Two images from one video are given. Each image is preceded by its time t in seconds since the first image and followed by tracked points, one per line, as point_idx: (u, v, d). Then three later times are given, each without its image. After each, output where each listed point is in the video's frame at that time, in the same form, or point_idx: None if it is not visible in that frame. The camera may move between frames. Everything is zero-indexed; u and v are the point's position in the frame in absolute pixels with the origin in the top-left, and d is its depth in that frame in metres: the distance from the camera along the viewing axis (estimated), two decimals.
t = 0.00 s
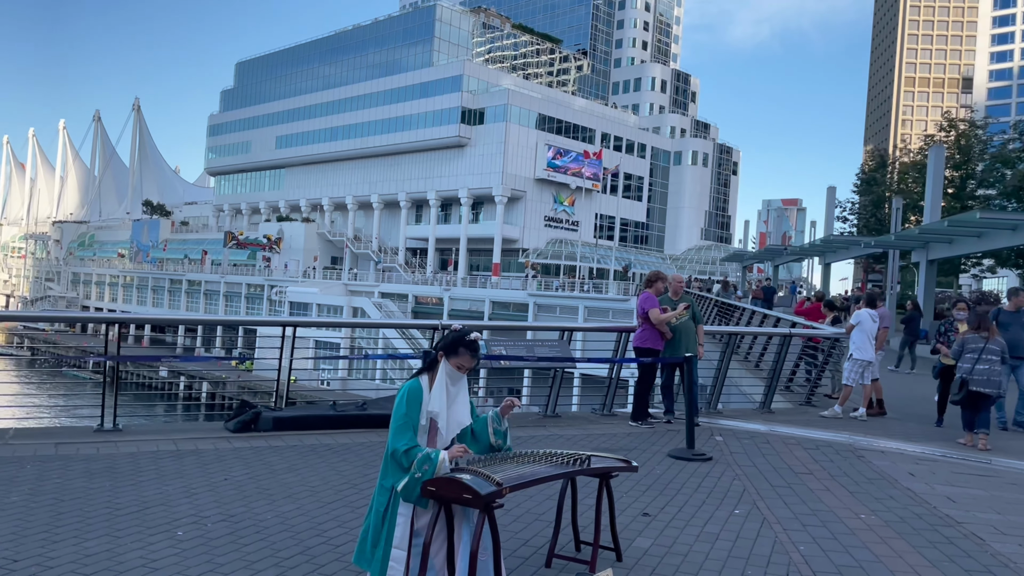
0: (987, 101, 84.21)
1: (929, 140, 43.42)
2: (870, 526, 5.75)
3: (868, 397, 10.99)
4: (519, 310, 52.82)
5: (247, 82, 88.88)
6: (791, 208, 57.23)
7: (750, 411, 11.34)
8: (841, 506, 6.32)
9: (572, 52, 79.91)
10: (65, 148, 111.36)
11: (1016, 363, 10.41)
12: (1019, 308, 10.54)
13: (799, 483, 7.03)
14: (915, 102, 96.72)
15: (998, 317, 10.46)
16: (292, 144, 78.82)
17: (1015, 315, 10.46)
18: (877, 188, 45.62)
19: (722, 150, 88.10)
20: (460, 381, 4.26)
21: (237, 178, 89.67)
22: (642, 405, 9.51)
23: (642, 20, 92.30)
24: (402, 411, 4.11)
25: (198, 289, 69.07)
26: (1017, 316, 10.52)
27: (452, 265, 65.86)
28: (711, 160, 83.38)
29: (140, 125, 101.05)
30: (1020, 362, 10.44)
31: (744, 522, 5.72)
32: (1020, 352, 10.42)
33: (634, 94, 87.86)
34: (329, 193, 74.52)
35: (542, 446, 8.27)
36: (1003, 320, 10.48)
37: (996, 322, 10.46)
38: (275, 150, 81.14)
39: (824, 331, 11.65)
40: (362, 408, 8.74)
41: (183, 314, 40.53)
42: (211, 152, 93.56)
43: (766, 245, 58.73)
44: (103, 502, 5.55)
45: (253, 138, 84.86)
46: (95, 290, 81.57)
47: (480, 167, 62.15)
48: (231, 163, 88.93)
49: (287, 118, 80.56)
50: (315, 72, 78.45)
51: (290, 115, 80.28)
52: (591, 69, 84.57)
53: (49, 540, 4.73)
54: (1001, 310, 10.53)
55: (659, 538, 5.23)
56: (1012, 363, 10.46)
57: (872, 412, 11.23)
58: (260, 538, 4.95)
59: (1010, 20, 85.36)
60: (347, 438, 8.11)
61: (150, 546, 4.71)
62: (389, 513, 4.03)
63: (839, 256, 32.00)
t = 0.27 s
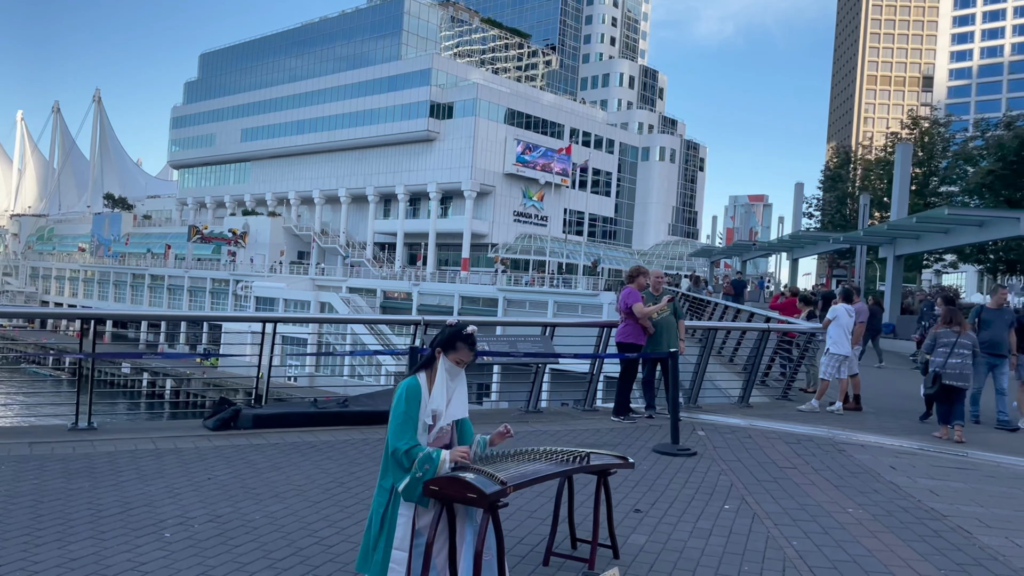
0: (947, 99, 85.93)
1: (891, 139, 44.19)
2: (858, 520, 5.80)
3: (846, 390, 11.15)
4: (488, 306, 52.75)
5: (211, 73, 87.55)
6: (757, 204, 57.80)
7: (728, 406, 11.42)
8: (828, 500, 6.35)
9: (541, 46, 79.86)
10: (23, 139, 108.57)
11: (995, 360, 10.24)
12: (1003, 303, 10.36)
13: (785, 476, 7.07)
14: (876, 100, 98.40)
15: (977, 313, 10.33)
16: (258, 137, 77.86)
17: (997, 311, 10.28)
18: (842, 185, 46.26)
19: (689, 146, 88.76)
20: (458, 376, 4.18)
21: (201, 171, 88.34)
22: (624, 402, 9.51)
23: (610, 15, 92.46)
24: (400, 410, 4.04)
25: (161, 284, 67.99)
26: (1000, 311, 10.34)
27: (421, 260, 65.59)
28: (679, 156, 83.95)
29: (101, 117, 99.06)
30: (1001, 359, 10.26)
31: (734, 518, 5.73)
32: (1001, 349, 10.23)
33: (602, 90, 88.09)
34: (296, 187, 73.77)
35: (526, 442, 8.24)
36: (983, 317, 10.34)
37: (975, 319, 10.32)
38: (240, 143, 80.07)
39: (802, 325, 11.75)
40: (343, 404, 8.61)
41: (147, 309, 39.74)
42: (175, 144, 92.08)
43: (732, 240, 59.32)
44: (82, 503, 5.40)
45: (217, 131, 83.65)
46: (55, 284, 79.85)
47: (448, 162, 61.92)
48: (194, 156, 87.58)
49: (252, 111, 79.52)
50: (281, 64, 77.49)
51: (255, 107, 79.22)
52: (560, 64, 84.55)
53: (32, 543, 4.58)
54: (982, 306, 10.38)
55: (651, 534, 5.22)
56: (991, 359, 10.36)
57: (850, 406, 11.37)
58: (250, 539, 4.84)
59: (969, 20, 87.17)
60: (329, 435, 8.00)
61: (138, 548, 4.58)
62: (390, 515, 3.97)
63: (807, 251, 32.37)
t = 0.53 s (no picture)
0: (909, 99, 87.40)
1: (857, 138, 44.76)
2: (853, 516, 5.84)
3: (827, 386, 11.26)
4: (458, 302, 52.54)
5: (175, 66, 86.14)
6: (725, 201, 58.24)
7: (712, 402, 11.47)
8: (820, 496, 6.40)
9: (510, 43, 79.71)
10: None
11: (980, 357, 10.15)
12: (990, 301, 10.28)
13: (775, 473, 7.11)
14: (841, 99, 99.78)
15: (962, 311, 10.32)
16: (224, 131, 76.79)
17: (981, 307, 10.22)
18: (809, 183, 46.79)
19: (657, 143, 89.24)
20: (460, 373, 4.10)
21: (165, 166, 86.91)
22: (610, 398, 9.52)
23: (579, 12, 92.59)
24: (403, 411, 3.95)
25: (124, 281, 66.73)
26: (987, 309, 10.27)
27: (390, 256, 65.17)
28: (648, 153, 84.36)
29: (61, 110, 96.96)
30: (988, 356, 10.14)
31: (732, 515, 5.74)
32: (986, 345, 10.13)
33: (571, 87, 88.21)
34: (263, 182, 72.81)
35: (516, 440, 8.19)
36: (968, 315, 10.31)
37: (959, 317, 10.30)
38: (205, 137, 78.92)
39: (781, 322, 11.83)
40: (329, 403, 8.48)
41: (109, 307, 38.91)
42: (138, 138, 90.47)
43: (701, 237, 59.75)
44: (71, 507, 5.25)
45: (181, 125, 82.33)
46: (13, 281, 78.02)
47: (418, 157, 61.59)
48: (158, 150, 86.12)
49: (217, 105, 78.39)
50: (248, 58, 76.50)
51: (221, 102, 78.12)
52: (529, 61, 84.46)
53: (22, 550, 4.43)
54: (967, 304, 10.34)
55: (651, 532, 5.21)
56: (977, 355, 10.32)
57: (830, 402, 11.50)
58: (247, 542, 4.74)
59: (930, 21, 88.73)
60: (315, 435, 7.89)
61: (133, 554, 4.45)
62: (397, 517, 3.89)
63: (777, 249, 32.62)
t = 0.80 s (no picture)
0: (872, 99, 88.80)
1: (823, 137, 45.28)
2: (849, 514, 5.87)
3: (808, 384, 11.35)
4: (428, 300, 52.32)
5: (137, 60, 84.59)
6: (694, 198, 58.62)
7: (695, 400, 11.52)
8: (814, 495, 6.43)
9: (480, 40, 79.46)
10: None
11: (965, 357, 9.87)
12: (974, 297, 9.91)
13: (766, 472, 7.14)
14: (806, 98, 101.05)
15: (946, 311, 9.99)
16: (188, 127, 75.60)
17: (964, 306, 9.85)
18: (776, 182, 47.25)
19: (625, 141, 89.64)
20: (468, 374, 3.97)
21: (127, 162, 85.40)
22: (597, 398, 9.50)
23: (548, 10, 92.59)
24: (410, 415, 3.82)
25: (86, 279, 65.47)
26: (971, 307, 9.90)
27: (359, 254, 64.69)
28: (616, 151, 84.71)
29: (18, 104, 94.78)
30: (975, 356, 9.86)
31: (730, 515, 5.73)
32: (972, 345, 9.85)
33: (540, 84, 88.22)
34: (227, 179, 71.67)
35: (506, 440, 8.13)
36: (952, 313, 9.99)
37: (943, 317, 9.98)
38: (169, 133, 77.64)
39: (763, 320, 11.88)
40: (315, 404, 8.37)
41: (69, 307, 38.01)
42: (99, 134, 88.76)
43: (670, 236, 60.18)
44: (60, 516, 5.08)
45: (144, 120, 80.91)
46: None
47: (386, 154, 61.18)
48: (120, 146, 84.57)
49: (181, 101, 77.15)
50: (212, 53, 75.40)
51: (185, 97, 76.92)
52: (498, 58, 84.29)
53: (15, 562, 4.29)
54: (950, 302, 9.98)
55: (654, 533, 5.19)
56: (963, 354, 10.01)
57: (810, 400, 11.63)
58: (247, 551, 4.63)
59: (893, 22, 90.17)
60: (302, 436, 7.78)
61: (130, 564, 4.32)
62: (407, 526, 3.79)
63: (747, 246, 32.87)
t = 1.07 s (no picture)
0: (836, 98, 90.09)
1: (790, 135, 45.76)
2: (842, 510, 5.89)
3: (787, 380, 11.43)
4: (398, 298, 52.05)
5: (97, 55, 83.01)
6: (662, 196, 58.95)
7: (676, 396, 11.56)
8: (805, 491, 6.46)
9: (448, 36, 79.05)
10: None
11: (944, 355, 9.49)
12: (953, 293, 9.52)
13: (755, 469, 7.16)
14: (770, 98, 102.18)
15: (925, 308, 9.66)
16: (150, 123, 74.33)
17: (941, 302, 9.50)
18: (745, 179, 47.67)
19: (594, 139, 89.91)
20: (472, 370, 3.85)
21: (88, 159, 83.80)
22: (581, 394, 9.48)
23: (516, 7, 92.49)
24: (415, 413, 3.74)
25: (46, 278, 64.16)
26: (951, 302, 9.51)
27: (327, 252, 64.13)
28: (585, 148, 84.89)
29: None
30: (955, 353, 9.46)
31: (724, 513, 5.72)
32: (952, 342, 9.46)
33: (509, 82, 88.14)
34: (192, 175, 70.55)
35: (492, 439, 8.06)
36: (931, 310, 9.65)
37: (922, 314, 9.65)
38: (131, 129, 76.26)
39: (744, 318, 11.92)
40: (297, 405, 8.23)
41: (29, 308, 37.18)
42: (58, 129, 86.91)
43: (639, 233, 60.49)
44: (41, 522, 4.90)
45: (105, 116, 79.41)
46: None
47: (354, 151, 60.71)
48: (80, 142, 82.94)
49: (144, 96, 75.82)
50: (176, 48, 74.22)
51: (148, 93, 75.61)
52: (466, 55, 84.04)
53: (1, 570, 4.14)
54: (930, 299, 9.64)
55: (652, 532, 5.16)
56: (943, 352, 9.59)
57: (789, 396, 11.72)
58: (241, 555, 4.53)
59: (855, 23, 91.48)
60: (286, 438, 7.64)
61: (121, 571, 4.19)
62: (414, 529, 3.72)
63: (717, 243, 33.10)
